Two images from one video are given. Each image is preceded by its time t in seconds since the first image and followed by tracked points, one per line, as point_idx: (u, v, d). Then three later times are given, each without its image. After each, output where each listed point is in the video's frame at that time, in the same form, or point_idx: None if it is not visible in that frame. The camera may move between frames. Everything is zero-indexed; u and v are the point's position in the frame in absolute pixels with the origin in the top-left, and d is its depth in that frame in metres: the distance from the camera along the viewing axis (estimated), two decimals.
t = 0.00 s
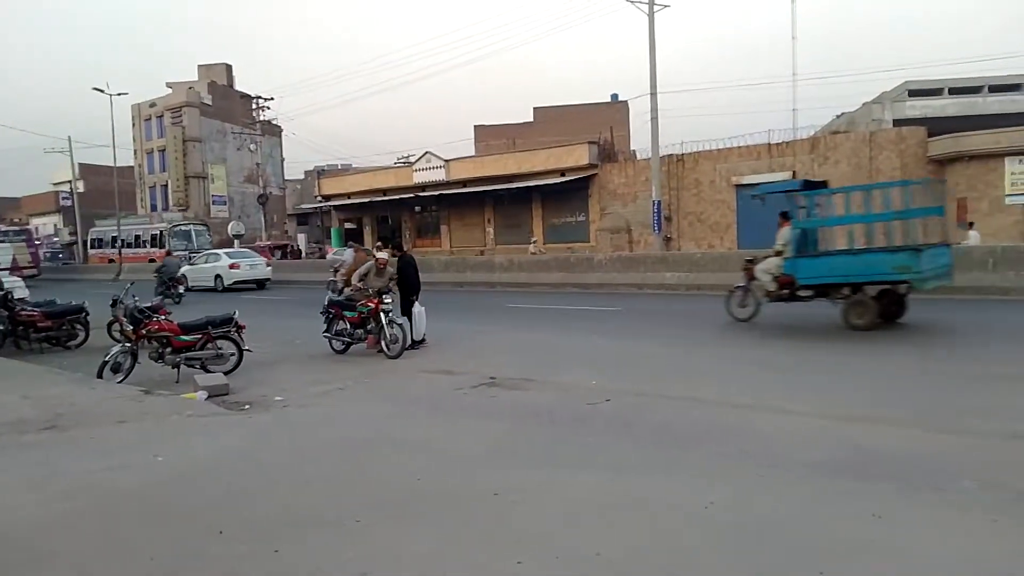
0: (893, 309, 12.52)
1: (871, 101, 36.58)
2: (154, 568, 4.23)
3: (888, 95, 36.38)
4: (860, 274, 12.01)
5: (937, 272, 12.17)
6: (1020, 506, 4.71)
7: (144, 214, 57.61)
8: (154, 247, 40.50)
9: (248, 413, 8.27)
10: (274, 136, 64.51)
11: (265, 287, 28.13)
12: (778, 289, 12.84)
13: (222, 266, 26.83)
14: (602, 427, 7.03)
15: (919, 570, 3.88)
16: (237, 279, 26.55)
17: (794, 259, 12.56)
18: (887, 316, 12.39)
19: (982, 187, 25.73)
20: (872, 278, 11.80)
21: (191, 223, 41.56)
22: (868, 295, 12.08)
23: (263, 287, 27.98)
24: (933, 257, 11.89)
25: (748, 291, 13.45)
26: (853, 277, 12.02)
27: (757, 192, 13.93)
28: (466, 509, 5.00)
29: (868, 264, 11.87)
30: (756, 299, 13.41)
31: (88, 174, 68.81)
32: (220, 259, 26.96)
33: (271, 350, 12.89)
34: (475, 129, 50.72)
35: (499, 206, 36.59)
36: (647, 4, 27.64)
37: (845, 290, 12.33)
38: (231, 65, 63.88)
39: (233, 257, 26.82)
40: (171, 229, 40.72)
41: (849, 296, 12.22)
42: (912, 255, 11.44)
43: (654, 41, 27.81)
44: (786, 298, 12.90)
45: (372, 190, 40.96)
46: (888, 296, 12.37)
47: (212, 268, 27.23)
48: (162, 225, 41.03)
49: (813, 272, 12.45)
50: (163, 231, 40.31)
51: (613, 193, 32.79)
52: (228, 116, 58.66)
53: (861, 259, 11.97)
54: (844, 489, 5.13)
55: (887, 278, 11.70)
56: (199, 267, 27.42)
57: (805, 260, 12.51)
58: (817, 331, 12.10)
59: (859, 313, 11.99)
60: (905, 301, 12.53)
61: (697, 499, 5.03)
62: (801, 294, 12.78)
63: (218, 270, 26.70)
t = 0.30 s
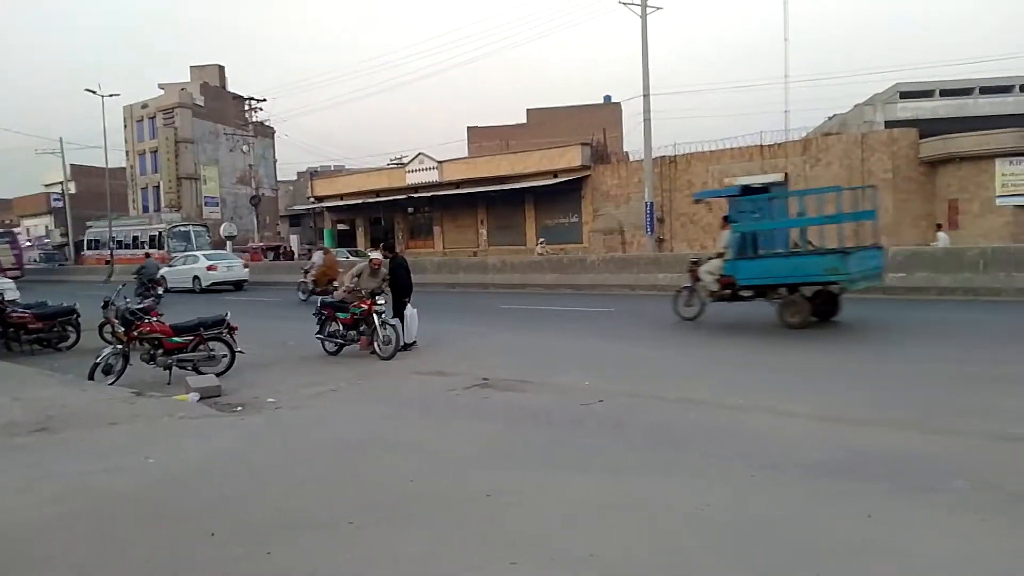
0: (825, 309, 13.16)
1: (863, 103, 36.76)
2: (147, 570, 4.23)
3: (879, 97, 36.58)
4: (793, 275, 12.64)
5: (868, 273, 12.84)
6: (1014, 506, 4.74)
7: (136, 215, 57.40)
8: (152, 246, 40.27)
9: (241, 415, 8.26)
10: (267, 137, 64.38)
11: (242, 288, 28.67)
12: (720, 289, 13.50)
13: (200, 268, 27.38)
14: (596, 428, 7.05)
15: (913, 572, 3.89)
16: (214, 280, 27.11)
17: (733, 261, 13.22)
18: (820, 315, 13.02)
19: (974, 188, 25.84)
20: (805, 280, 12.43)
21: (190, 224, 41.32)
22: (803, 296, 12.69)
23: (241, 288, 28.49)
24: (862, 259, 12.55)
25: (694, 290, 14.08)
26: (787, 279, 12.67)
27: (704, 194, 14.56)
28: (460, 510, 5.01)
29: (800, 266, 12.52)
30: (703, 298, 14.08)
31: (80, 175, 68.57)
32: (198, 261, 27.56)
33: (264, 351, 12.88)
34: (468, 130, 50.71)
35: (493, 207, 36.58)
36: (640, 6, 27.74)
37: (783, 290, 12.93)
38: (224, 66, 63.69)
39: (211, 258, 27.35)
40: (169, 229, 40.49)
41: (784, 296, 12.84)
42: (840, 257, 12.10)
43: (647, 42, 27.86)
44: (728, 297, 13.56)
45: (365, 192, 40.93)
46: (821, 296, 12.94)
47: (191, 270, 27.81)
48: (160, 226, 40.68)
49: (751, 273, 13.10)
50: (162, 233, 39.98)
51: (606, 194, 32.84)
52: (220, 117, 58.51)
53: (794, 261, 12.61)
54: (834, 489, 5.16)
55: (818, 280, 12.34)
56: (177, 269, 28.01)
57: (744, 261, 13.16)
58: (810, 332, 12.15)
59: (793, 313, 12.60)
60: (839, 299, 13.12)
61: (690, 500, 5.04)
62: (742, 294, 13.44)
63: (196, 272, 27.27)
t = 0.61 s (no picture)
0: (760, 307, 13.74)
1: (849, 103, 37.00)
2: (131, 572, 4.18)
3: (865, 98, 36.83)
4: (727, 275, 13.19)
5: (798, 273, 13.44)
6: (998, 504, 4.78)
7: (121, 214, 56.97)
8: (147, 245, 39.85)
9: (227, 415, 8.21)
10: (254, 136, 64.09)
11: (215, 286, 29.11)
12: (662, 289, 14.03)
13: (171, 267, 27.80)
14: (585, 427, 7.06)
15: (898, 570, 3.91)
16: (186, 280, 27.59)
17: (671, 262, 13.77)
18: (755, 313, 13.60)
19: (959, 189, 26.04)
20: (737, 279, 12.98)
21: (183, 222, 40.92)
22: (738, 295, 13.26)
23: (212, 286, 28.95)
24: (791, 260, 13.15)
25: (638, 290, 14.62)
26: (721, 278, 13.23)
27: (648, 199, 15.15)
28: (448, 510, 5.00)
29: (733, 266, 13.08)
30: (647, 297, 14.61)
31: (65, 174, 67.99)
32: (168, 260, 27.97)
33: (251, 351, 12.82)
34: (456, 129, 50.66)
35: (481, 207, 36.57)
36: (627, 6, 27.80)
37: (720, 289, 13.50)
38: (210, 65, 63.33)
39: (182, 258, 27.81)
40: (163, 228, 39.99)
41: (719, 295, 13.41)
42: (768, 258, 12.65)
43: (634, 42, 27.91)
44: (670, 297, 14.10)
45: (353, 191, 40.79)
46: (754, 294, 13.61)
47: (162, 269, 28.22)
48: (154, 224, 40.28)
49: (689, 274, 13.65)
50: (156, 231, 39.56)
51: (594, 194, 32.90)
52: (207, 116, 58.22)
53: (727, 262, 13.16)
54: (821, 488, 5.18)
55: (749, 279, 12.91)
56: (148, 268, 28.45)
57: (682, 262, 13.72)
58: (798, 331, 12.22)
59: (728, 311, 13.17)
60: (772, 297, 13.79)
61: (678, 499, 5.05)
62: (683, 293, 13.98)
63: (168, 271, 27.67)
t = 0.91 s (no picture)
0: (707, 303, 14.32)
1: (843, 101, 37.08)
2: (123, 572, 4.17)
3: (859, 96, 36.90)
4: (675, 273, 13.70)
5: (742, 271, 13.93)
6: (993, 501, 4.80)
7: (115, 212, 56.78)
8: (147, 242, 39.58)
9: (222, 414, 8.19)
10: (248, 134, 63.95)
11: (196, 284, 29.36)
12: (616, 287, 14.54)
13: (151, 267, 27.93)
14: (580, 425, 7.07)
15: (892, 567, 3.93)
16: (166, 279, 27.72)
17: (623, 261, 14.27)
18: (702, 310, 14.15)
19: (952, 186, 26.16)
20: (683, 277, 13.47)
21: (185, 219, 40.74)
22: (686, 292, 13.77)
23: (194, 284, 29.09)
24: (734, 258, 13.64)
25: (594, 288, 15.13)
26: (669, 276, 13.74)
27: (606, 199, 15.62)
28: (441, 509, 4.99)
29: (679, 265, 13.58)
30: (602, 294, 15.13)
31: (58, 172, 67.68)
32: (148, 260, 28.12)
33: (246, 349, 12.79)
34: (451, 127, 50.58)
35: (476, 205, 36.55)
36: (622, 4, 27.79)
37: (670, 286, 14.01)
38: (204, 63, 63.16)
39: (163, 257, 27.91)
40: (164, 226, 39.75)
41: (669, 291, 13.92)
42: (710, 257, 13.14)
43: (629, 40, 27.92)
44: (623, 294, 14.61)
45: (347, 189, 40.72)
46: (701, 292, 14.14)
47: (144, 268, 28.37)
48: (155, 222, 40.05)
49: (639, 272, 14.16)
50: (157, 229, 39.32)
51: (589, 192, 32.94)
52: (201, 114, 58.09)
53: (675, 261, 13.65)
54: (815, 485, 5.20)
55: (694, 277, 13.40)
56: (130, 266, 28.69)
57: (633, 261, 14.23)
58: (790, 329, 12.26)
59: (674, 308, 13.69)
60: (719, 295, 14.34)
61: (674, 497, 5.06)
62: (636, 291, 14.49)
63: (148, 270, 27.83)
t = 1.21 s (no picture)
0: (665, 301, 14.80)
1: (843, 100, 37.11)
2: (123, 571, 4.17)
3: (859, 95, 36.93)
4: (629, 271, 14.17)
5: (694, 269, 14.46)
6: (992, 500, 4.81)
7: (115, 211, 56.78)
8: (155, 240, 39.55)
9: (221, 413, 8.19)
10: (247, 133, 63.96)
11: (183, 283, 29.73)
12: (577, 285, 14.96)
13: (139, 265, 28.28)
14: (580, 424, 7.08)
15: (891, 566, 3.94)
16: (153, 277, 28.08)
17: (581, 260, 14.69)
18: (658, 308, 14.67)
19: (952, 185, 26.18)
20: (638, 275, 13.95)
21: (193, 217, 40.73)
22: (643, 290, 14.25)
23: (181, 283, 29.46)
24: (686, 257, 14.17)
25: (557, 286, 15.57)
26: (624, 275, 14.22)
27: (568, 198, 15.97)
28: (441, 508, 4.99)
29: (634, 263, 14.06)
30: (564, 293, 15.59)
31: (58, 171, 67.65)
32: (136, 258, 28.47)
33: (246, 348, 12.79)
34: (450, 126, 50.57)
35: (476, 204, 36.56)
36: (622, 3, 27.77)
37: (627, 284, 14.48)
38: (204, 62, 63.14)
39: (150, 256, 28.23)
40: (171, 224, 39.74)
41: (626, 289, 14.42)
42: (662, 256, 13.64)
43: (629, 39, 27.93)
44: (584, 292, 15.05)
45: (347, 188, 40.73)
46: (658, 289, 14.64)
47: (131, 266, 28.72)
48: (162, 220, 39.96)
49: (597, 271, 14.59)
50: (164, 227, 39.28)
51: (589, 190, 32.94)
52: (201, 112, 58.11)
53: (630, 260, 14.12)
54: (814, 484, 5.21)
55: (647, 275, 13.91)
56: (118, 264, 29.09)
57: (592, 260, 14.65)
58: (789, 328, 12.27)
59: (630, 305, 14.19)
60: (675, 292, 14.83)
61: (673, 496, 5.07)
62: (596, 289, 14.94)
63: (135, 269, 28.19)
